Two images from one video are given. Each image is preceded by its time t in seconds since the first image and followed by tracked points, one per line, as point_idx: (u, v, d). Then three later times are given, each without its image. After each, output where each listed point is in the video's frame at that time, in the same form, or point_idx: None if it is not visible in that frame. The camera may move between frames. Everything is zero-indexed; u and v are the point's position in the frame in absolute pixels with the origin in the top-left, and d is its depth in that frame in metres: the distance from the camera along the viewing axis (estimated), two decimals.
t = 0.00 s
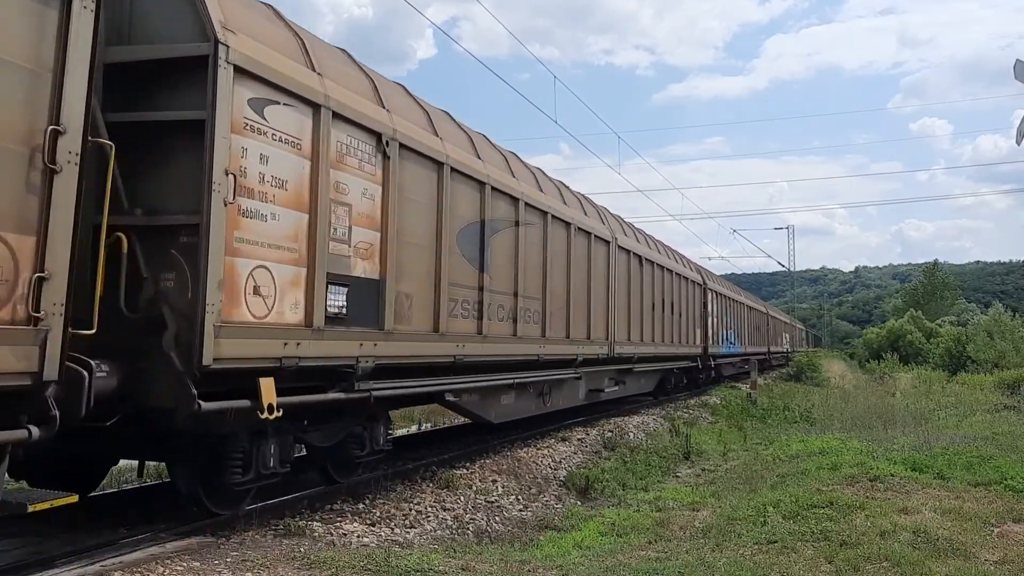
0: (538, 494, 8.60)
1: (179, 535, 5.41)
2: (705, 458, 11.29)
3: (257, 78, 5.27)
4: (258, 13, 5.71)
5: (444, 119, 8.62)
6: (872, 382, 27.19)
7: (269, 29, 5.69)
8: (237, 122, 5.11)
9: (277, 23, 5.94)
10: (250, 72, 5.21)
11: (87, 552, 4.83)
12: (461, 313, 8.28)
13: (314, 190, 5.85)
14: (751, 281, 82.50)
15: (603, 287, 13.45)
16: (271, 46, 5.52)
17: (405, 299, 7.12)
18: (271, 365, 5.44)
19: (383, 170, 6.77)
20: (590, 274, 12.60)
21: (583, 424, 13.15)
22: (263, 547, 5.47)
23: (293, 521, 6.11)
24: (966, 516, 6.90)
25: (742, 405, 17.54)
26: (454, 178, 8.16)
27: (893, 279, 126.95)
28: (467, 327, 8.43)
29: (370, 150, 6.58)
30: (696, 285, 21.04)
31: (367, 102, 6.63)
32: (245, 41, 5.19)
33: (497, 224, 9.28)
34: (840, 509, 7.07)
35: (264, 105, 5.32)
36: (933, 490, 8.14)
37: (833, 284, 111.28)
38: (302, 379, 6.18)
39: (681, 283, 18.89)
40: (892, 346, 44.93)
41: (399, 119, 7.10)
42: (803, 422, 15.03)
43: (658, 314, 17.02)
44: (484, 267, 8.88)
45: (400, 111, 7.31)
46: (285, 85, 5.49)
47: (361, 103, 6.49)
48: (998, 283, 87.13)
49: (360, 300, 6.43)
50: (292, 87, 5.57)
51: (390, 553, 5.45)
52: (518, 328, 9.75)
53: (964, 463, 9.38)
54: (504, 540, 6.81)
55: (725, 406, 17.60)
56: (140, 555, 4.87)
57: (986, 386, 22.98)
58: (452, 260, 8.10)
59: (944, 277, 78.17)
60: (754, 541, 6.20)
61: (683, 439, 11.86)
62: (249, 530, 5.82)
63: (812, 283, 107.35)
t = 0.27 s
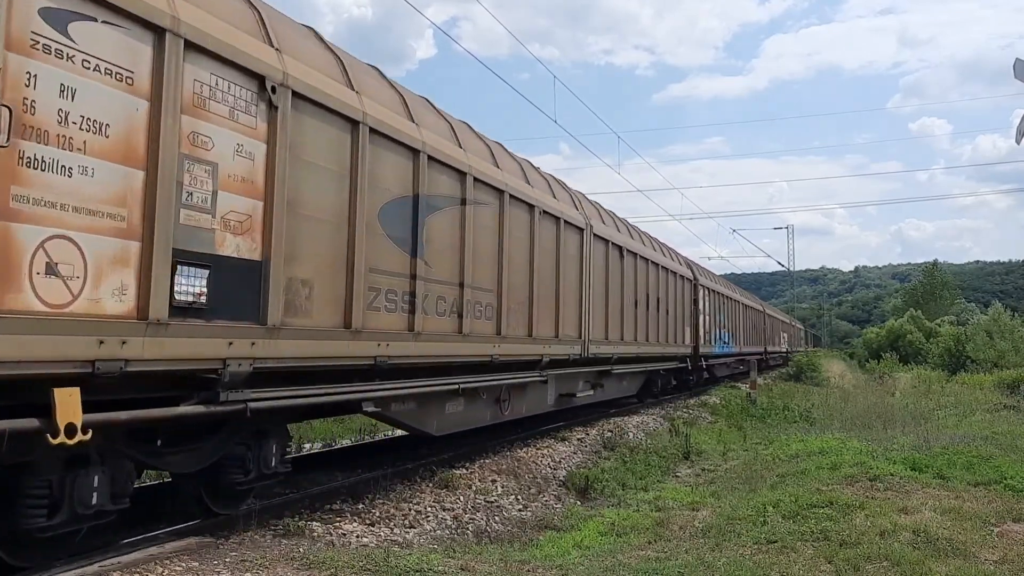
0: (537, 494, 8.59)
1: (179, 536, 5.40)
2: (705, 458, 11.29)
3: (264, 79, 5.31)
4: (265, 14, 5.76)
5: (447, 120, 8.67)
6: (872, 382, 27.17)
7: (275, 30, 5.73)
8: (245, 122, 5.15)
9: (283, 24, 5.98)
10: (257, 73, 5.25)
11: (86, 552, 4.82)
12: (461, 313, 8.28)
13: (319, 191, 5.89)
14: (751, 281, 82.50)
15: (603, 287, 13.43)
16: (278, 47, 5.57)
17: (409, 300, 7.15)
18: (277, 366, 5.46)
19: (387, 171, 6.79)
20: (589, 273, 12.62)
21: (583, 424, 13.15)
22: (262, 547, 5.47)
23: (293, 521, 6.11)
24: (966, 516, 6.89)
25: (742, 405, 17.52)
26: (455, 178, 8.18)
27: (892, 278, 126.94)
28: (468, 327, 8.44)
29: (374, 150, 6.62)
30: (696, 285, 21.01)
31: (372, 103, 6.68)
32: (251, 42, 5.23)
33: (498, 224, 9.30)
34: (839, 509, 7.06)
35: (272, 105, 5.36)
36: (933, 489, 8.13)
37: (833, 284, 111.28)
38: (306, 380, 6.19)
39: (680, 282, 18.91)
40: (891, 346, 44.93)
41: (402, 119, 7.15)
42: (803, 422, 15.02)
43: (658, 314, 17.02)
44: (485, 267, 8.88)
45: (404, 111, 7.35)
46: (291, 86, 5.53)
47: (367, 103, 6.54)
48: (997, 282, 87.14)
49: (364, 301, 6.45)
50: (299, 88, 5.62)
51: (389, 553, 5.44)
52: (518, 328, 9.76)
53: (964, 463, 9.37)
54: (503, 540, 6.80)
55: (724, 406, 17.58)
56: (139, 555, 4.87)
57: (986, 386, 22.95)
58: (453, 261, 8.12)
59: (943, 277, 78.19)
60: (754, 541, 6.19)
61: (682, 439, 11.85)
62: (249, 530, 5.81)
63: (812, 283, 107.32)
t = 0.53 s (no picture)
0: (538, 494, 8.59)
1: (178, 536, 5.39)
2: (705, 457, 11.28)
3: (263, 78, 5.34)
4: (265, 14, 5.79)
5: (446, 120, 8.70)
6: (872, 382, 27.12)
7: (276, 30, 5.75)
8: (246, 121, 5.19)
9: (284, 24, 6.02)
10: (258, 73, 5.28)
11: (85, 553, 4.80)
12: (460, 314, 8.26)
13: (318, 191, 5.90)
14: (751, 281, 82.48)
15: (602, 287, 13.42)
16: (278, 47, 5.60)
17: (407, 300, 7.14)
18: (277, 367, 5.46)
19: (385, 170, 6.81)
20: (588, 272, 12.64)
21: (583, 424, 13.14)
22: (262, 548, 5.46)
23: (293, 522, 6.10)
24: (967, 516, 6.88)
25: (742, 405, 17.51)
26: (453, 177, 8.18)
27: (892, 278, 126.93)
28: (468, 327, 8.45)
29: (373, 150, 6.64)
30: (695, 284, 20.97)
31: (371, 102, 6.71)
32: (252, 41, 5.26)
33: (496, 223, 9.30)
34: (840, 509, 7.05)
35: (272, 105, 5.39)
36: (933, 489, 8.12)
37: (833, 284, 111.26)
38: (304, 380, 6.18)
39: (680, 282, 18.93)
40: (892, 345, 44.91)
41: (402, 119, 7.18)
42: (803, 422, 15.00)
43: (659, 314, 17.02)
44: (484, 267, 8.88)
45: (404, 111, 7.38)
46: (291, 86, 5.56)
47: (366, 103, 6.57)
48: (997, 282, 87.12)
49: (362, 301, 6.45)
50: (300, 87, 5.65)
51: (389, 553, 5.44)
52: (518, 328, 9.76)
53: (964, 462, 9.36)
54: (504, 540, 6.80)
55: (724, 406, 17.56)
56: (139, 555, 4.87)
57: (986, 386, 22.93)
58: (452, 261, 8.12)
59: (943, 276, 78.19)
60: (754, 541, 6.18)
61: (683, 439, 11.84)
62: (249, 531, 5.80)
63: (812, 283, 107.31)
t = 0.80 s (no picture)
0: (538, 494, 8.58)
1: (178, 537, 5.38)
2: (705, 457, 11.27)
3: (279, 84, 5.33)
4: (279, 21, 5.79)
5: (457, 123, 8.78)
6: (872, 381, 27.11)
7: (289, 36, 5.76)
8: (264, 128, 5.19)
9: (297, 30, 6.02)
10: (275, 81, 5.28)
11: (86, 553, 4.80)
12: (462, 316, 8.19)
13: (332, 197, 5.90)
14: (750, 280, 82.45)
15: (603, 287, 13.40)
16: (293, 53, 5.61)
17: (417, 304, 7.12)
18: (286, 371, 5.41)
19: (398, 176, 6.83)
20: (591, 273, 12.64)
21: (584, 424, 13.13)
22: (262, 548, 5.46)
23: (293, 522, 6.10)
24: (968, 515, 6.86)
25: (742, 405, 17.49)
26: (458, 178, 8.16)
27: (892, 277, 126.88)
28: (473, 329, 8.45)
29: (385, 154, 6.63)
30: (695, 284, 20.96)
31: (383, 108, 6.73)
32: (267, 47, 5.25)
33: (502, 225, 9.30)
34: (841, 509, 7.04)
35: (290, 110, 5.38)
36: (934, 488, 8.11)
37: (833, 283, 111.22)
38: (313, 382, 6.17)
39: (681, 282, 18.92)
40: (891, 345, 44.89)
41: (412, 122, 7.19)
42: (804, 421, 14.99)
43: (660, 314, 17.02)
44: (488, 269, 8.87)
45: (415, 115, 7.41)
46: (307, 92, 5.56)
47: (379, 108, 6.58)
48: (997, 281, 87.08)
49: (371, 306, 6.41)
50: (315, 94, 5.65)
51: (389, 553, 5.44)
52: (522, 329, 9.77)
53: (965, 461, 9.35)
54: (504, 540, 6.78)
55: (724, 406, 17.54)
56: (140, 556, 4.87)
57: (986, 385, 22.90)
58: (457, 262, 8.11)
59: (943, 276, 78.15)
60: (754, 540, 6.17)
61: (683, 439, 11.83)
62: (249, 531, 5.78)
63: (812, 282, 107.25)
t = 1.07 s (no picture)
0: (538, 494, 8.57)
1: (178, 538, 5.39)
2: (706, 457, 11.27)
3: (275, 82, 5.40)
4: (276, 20, 5.85)
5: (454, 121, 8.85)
6: (873, 381, 27.06)
7: (285, 35, 5.81)
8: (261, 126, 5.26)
9: (294, 28, 6.09)
10: (271, 79, 5.35)
11: (85, 555, 4.80)
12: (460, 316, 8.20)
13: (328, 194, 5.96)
14: (751, 280, 82.42)
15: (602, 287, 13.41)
16: (289, 53, 5.66)
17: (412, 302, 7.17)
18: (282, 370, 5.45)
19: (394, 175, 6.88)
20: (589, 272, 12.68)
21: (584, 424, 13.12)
22: (262, 549, 5.46)
23: (293, 522, 6.10)
24: (969, 514, 6.85)
25: (742, 405, 17.48)
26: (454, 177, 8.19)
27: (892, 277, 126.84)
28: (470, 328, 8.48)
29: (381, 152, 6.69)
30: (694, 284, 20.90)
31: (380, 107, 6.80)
32: (263, 45, 5.31)
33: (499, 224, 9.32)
34: (841, 508, 7.03)
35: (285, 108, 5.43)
36: (935, 487, 8.11)
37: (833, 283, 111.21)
38: (311, 382, 6.18)
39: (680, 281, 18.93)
40: (892, 344, 44.88)
41: (408, 121, 7.24)
42: (804, 421, 14.98)
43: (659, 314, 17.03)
44: (485, 268, 8.88)
45: (411, 114, 7.45)
46: (303, 91, 5.63)
47: (376, 106, 6.65)
48: (998, 280, 87.07)
49: (368, 304, 6.46)
50: (311, 92, 5.72)
51: (389, 553, 5.44)
52: (520, 329, 9.78)
53: (965, 460, 9.35)
54: (504, 540, 6.78)
55: (725, 406, 17.51)
56: (140, 557, 4.87)
57: (987, 384, 22.88)
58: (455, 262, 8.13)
59: (944, 275, 78.13)
60: (755, 541, 6.16)
61: (683, 439, 11.82)
62: (249, 532, 5.78)
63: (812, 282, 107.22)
